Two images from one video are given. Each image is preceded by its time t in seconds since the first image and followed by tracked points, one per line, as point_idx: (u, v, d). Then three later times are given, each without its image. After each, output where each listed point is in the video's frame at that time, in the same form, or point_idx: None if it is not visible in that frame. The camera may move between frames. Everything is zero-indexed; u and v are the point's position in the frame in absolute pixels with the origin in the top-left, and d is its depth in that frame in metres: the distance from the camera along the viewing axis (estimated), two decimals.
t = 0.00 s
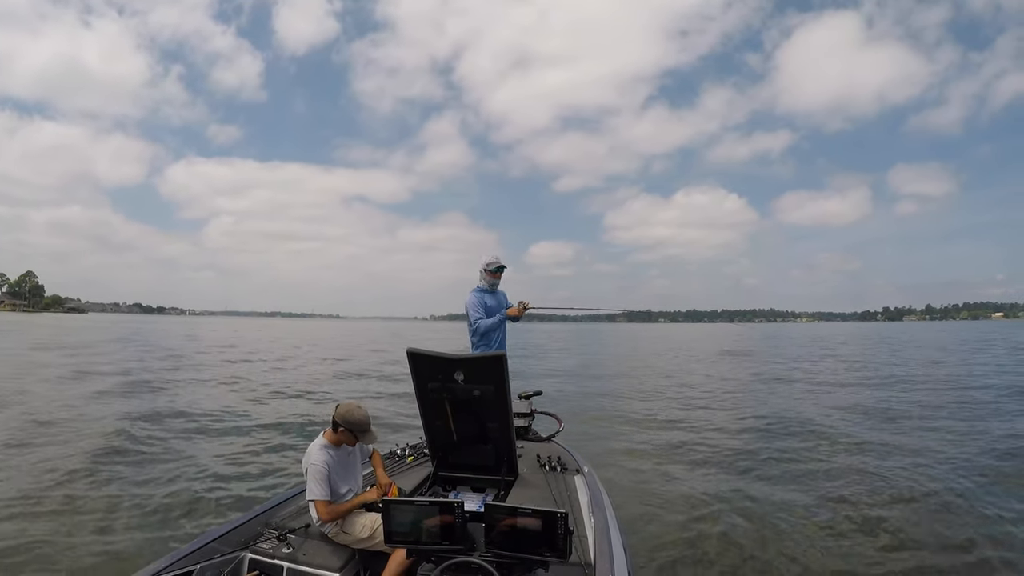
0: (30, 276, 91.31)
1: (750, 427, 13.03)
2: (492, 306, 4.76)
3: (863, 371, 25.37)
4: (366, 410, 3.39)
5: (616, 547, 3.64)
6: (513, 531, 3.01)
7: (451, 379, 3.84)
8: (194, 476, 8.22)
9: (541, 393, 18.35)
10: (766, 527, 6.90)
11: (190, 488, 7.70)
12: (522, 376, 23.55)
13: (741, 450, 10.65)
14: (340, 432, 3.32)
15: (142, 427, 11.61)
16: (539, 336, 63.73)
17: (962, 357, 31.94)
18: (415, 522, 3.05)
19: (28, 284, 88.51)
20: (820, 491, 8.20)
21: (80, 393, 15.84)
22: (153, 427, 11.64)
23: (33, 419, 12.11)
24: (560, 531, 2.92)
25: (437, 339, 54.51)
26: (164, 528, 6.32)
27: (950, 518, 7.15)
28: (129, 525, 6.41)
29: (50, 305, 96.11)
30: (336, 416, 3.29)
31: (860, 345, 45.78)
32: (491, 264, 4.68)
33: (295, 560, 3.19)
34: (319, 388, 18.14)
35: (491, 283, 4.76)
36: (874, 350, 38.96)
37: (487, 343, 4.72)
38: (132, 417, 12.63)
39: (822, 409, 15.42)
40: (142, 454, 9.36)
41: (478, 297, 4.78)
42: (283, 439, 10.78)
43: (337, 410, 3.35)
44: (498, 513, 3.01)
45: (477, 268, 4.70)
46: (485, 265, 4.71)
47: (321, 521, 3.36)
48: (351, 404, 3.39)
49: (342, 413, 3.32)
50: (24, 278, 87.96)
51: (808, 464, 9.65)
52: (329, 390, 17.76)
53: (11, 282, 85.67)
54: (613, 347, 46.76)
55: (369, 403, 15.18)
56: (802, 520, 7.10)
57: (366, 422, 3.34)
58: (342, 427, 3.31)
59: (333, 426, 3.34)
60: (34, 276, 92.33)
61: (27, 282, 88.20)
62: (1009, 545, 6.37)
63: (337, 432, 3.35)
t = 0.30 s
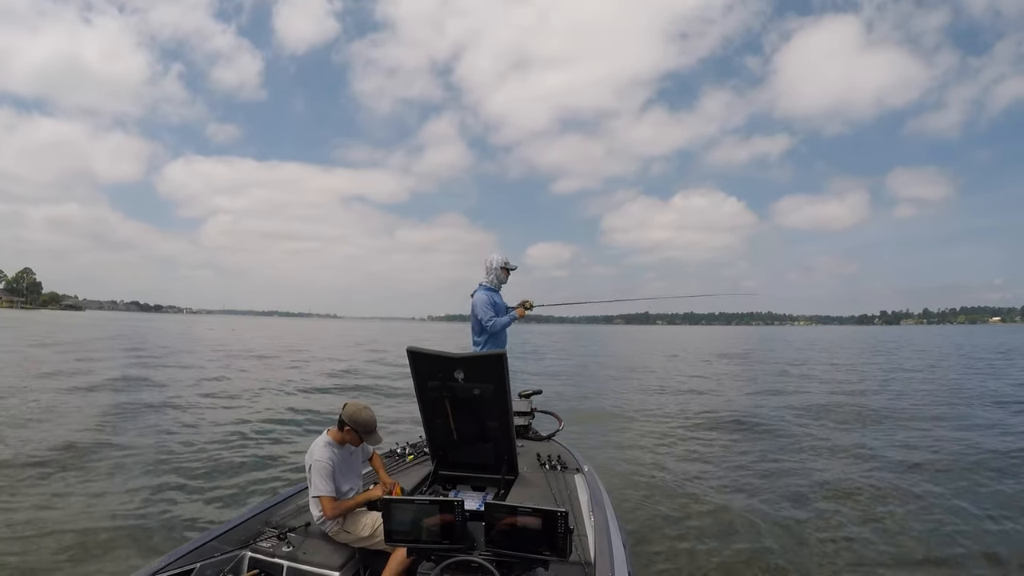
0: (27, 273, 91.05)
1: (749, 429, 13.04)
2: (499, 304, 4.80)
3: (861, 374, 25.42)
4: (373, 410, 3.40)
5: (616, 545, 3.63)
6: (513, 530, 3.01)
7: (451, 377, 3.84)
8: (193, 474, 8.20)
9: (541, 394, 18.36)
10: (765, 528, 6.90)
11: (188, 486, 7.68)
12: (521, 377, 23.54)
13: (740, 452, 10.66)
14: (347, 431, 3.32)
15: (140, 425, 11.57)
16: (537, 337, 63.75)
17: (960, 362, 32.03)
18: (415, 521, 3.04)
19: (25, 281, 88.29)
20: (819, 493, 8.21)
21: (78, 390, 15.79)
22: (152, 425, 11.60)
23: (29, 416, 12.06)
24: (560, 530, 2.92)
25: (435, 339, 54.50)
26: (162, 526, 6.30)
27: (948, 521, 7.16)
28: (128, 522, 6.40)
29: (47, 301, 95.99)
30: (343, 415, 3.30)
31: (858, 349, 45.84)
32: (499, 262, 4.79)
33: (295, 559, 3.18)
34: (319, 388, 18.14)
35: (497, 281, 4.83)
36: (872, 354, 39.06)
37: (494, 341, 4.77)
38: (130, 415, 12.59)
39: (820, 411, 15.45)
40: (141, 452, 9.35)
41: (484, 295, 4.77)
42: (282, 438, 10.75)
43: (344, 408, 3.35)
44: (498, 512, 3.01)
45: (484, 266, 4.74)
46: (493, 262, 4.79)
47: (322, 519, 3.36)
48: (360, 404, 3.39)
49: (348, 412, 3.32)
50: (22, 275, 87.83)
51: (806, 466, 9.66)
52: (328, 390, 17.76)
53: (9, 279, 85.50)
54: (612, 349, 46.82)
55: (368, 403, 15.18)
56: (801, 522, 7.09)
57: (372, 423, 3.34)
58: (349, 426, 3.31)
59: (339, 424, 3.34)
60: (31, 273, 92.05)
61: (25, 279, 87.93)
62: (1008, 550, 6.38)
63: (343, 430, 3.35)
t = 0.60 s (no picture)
0: (25, 272, 90.83)
1: (749, 431, 13.04)
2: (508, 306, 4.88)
3: (858, 377, 25.50)
4: (376, 412, 3.39)
5: (616, 547, 3.63)
6: (513, 531, 3.01)
7: (452, 379, 3.84)
8: (191, 474, 8.16)
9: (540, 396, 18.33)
10: (764, 531, 6.90)
11: (187, 486, 7.65)
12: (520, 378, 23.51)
13: (740, 455, 10.66)
14: (350, 432, 3.32)
15: (138, 425, 11.53)
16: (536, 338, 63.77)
17: (956, 365, 32.13)
18: (416, 523, 3.04)
19: (23, 280, 88.03)
20: (818, 496, 8.21)
21: (75, 390, 15.72)
22: (150, 425, 11.55)
23: (27, 415, 12.01)
24: (560, 532, 2.92)
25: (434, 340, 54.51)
26: (161, 526, 6.28)
27: (944, 524, 7.19)
28: (126, 522, 6.39)
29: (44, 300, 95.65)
30: (347, 416, 3.31)
31: (856, 351, 45.98)
32: (506, 265, 4.87)
33: (295, 560, 3.18)
34: (317, 388, 18.17)
35: (503, 283, 4.90)
36: (870, 357, 39.11)
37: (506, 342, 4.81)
38: (128, 415, 12.53)
39: (818, 414, 15.50)
40: (140, 452, 9.35)
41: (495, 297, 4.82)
42: (281, 438, 10.72)
43: (347, 410, 3.35)
44: (498, 514, 3.01)
45: (492, 268, 4.78)
46: (500, 265, 4.85)
47: (322, 519, 3.36)
48: (363, 405, 3.39)
49: (351, 413, 3.32)
50: (20, 274, 87.55)
51: (804, 468, 9.70)
52: (327, 390, 17.75)
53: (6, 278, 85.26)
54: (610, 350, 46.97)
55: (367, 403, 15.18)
56: (800, 524, 7.10)
57: (375, 424, 3.33)
58: (351, 427, 3.31)
59: (341, 425, 3.34)
60: (29, 272, 91.81)
61: (23, 278, 87.68)
62: (1006, 553, 6.39)
63: (344, 431, 3.35)
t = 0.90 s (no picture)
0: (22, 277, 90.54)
1: (749, 429, 13.06)
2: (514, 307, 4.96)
3: (858, 374, 25.53)
4: (374, 416, 3.39)
5: (617, 551, 3.64)
6: (514, 535, 3.02)
7: (452, 383, 3.85)
8: (191, 479, 8.14)
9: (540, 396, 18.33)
10: (765, 529, 6.92)
11: (187, 490, 7.63)
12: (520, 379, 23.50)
13: (740, 453, 10.67)
14: (348, 436, 3.32)
15: (137, 430, 11.49)
16: (534, 338, 63.69)
17: (956, 361, 32.12)
18: (416, 527, 3.05)
19: (20, 285, 87.78)
20: (817, 493, 8.23)
21: (74, 395, 15.67)
22: (149, 430, 11.52)
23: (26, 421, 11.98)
24: (560, 535, 2.93)
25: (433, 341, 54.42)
26: (161, 531, 6.27)
27: (944, 521, 7.20)
28: (126, 527, 6.37)
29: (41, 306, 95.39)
30: (345, 419, 3.31)
31: (855, 348, 45.89)
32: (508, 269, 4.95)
33: (295, 564, 3.18)
34: (316, 391, 18.13)
35: (506, 286, 4.96)
36: (868, 354, 39.09)
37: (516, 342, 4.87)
38: (127, 420, 12.50)
39: (818, 411, 15.49)
40: (140, 457, 9.32)
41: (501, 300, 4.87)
42: (281, 442, 10.70)
43: (345, 413, 3.36)
44: (499, 518, 3.02)
45: (495, 272, 4.81)
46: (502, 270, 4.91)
47: (321, 523, 3.35)
48: (361, 409, 3.39)
49: (350, 416, 3.32)
50: (17, 279, 87.28)
51: (804, 466, 9.70)
52: (326, 393, 17.72)
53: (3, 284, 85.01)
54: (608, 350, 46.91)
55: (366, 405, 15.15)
56: (800, 522, 7.12)
57: (373, 428, 3.33)
58: (349, 431, 3.31)
59: (340, 429, 3.34)
60: (26, 277, 91.51)
61: (20, 283, 87.39)
62: (1005, 548, 6.41)
63: (343, 435, 3.35)
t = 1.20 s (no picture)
0: (18, 284, 90.37)
1: (748, 424, 13.09)
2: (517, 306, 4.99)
3: (857, 368, 25.56)
4: (373, 417, 3.39)
5: (616, 551, 3.65)
6: (513, 536, 3.02)
7: (452, 384, 3.85)
8: (191, 483, 8.12)
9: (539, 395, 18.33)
10: (765, 523, 6.94)
11: (187, 495, 7.61)
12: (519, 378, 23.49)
13: (740, 448, 10.70)
14: (346, 435, 3.32)
15: (136, 435, 11.44)
16: (533, 336, 63.77)
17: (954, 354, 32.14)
18: (416, 528, 3.05)
19: (17, 293, 87.53)
20: (818, 486, 8.25)
21: (73, 401, 15.62)
22: (148, 435, 11.48)
23: (24, 428, 11.94)
24: (560, 536, 2.93)
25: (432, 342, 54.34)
26: (162, 535, 6.25)
27: (944, 512, 7.21)
28: (127, 531, 6.36)
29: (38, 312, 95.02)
30: (342, 420, 3.31)
31: (854, 342, 45.87)
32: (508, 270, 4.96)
33: (295, 566, 3.18)
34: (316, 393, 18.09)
35: (507, 288, 4.97)
36: (867, 347, 39.09)
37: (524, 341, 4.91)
38: (126, 425, 12.46)
39: (817, 405, 15.51)
40: (139, 461, 9.31)
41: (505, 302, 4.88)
42: (281, 445, 10.66)
43: (343, 414, 3.35)
44: (498, 519, 3.02)
45: (496, 275, 4.82)
46: (502, 271, 4.92)
47: (321, 525, 3.35)
48: (358, 409, 3.39)
49: (348, 417, 3.32)
50: (12, 286, 86.85)
51: (804, 460, 9.71)
52: (326, 395, 17.68)
53: None
54: (607, 347, 46.91)
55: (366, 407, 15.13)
56: (800, 515, 7.13)
57: (370, 426, 3.33)
58: (348, 431, 3.31)
59: (339, 430, 3.34)
60: (23, 284, 91.37)
61: (16, 291, 87.08)
62: (1004, 538, 6.44)
63: (342, 436, 3.35)
